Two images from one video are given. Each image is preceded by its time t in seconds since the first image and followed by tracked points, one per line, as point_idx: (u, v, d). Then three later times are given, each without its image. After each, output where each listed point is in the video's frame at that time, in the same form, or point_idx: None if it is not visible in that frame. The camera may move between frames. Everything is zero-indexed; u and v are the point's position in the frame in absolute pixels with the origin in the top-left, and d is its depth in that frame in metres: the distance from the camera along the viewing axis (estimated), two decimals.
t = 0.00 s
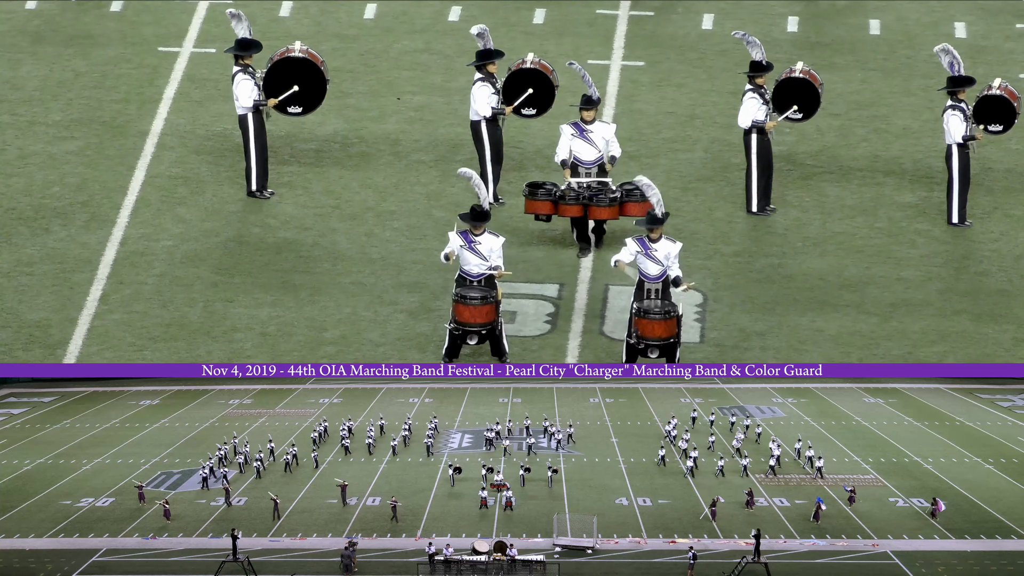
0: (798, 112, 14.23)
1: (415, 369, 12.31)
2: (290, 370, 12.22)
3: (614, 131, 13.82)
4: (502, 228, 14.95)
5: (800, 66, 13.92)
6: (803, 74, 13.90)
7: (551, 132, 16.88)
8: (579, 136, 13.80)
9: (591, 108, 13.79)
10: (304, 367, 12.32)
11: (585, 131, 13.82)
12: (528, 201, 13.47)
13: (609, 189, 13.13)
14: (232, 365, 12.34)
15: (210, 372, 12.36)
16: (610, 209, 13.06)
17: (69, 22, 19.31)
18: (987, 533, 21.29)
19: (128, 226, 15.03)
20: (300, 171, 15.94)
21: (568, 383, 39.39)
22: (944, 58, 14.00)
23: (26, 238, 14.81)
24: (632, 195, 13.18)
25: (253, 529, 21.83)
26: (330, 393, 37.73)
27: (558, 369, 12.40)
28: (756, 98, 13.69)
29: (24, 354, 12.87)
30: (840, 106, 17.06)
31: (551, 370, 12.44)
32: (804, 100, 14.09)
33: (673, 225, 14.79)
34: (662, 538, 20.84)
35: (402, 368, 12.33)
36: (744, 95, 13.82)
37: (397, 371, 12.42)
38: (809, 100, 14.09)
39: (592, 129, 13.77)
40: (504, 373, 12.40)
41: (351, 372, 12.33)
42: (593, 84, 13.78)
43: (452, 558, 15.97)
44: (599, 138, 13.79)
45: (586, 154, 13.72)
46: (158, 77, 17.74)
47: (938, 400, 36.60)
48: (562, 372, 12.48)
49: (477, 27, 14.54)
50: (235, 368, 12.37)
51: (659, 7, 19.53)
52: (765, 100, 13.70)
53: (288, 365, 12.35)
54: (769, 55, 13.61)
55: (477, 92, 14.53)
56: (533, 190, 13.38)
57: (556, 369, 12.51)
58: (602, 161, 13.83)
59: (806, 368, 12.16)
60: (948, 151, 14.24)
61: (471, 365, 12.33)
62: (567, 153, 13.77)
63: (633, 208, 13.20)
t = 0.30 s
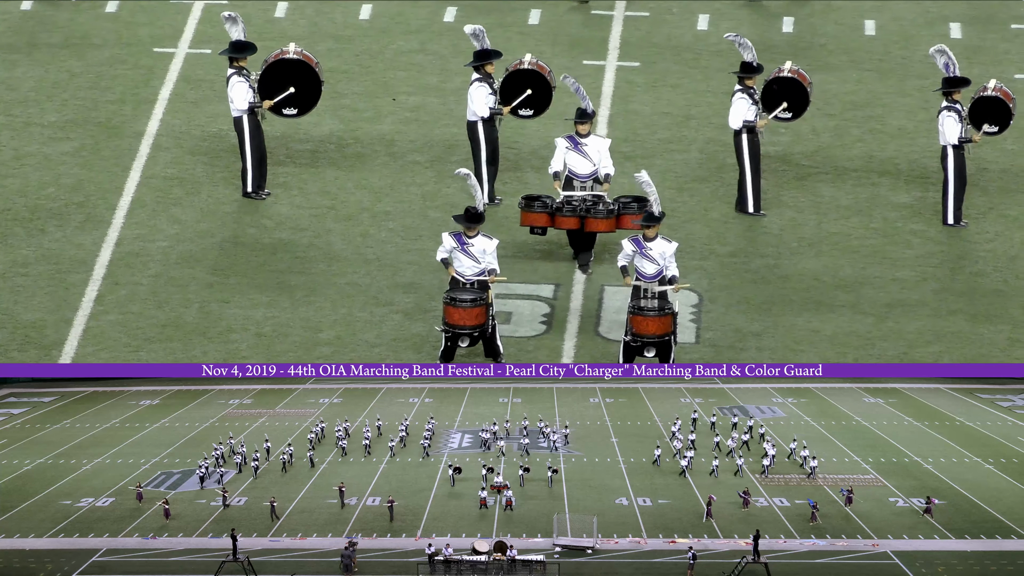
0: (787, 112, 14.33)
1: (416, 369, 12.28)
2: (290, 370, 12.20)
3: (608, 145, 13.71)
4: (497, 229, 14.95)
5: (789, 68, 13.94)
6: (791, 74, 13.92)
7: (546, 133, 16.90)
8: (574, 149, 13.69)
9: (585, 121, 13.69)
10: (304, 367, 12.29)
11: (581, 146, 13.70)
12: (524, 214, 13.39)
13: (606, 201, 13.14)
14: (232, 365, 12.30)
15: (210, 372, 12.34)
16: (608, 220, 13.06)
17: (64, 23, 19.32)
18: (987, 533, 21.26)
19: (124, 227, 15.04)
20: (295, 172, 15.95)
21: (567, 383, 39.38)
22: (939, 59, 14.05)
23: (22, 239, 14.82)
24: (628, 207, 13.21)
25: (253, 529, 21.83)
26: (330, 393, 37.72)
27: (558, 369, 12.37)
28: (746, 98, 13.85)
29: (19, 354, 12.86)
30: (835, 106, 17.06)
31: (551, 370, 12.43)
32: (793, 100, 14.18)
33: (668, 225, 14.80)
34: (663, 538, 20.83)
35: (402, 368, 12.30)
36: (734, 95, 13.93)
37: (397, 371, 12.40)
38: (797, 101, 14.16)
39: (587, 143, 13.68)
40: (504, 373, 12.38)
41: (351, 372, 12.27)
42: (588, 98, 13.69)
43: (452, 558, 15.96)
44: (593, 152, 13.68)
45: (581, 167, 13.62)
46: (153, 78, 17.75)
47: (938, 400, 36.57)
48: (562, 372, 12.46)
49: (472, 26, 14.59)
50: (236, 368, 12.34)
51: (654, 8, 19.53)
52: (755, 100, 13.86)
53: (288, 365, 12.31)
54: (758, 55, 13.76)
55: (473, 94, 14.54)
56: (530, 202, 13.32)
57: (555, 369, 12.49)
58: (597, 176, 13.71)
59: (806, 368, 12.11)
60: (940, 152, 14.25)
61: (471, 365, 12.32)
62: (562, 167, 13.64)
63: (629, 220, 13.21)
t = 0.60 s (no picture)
0: (777, 111, 14.28)
1: (415, 369, 12.26)
2: (290, 370, 12.18)
3: (602, 154, 13.76)
4: (492, 229, 14.95)
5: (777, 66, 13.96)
6: (782, 72, 13.93)
7: (541, 131, 16.86)
8: (568, 159, 13.72)
9: (579, 131, 13.71)
10: (304, 367, 12.27)
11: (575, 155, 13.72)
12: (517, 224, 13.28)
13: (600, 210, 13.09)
14: (232, 365, 12.29)
15: (209, 372, 12.32)
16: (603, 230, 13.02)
17: (59, 23, 19.31)
18: (987, 533, 21.23)
19: (119, 226, 15.04)
20: (290, 172, 15.94)
21: (567, 383, 39.37)
22: (936, 58, 14.07)
23: (19, 238, 14.82)
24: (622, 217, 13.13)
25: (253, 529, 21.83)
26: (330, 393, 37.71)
27: (558, 369, 12.34)
28: (736, 97, 13.83)
29: (14, 355, 12.87)
30: (830, 106, 17.05)
31: (551, 370, 12.39)
32: (782, 99, 14.14)
33: (663, 224, 14.79)
34: (663, 538, 20.82)
35: (402, 368, 12.28)
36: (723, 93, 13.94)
37: (397, 371, 12.37)
38: (787, 100, 14.14)
39: (580, 152, 13.71)
40: (504, 373, 12.35)
41: (350, 372, 12.27)
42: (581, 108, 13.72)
43: (452, 558, 15.94)
44: (587, 161, 13.73)
45: (574, 177, 13.68)
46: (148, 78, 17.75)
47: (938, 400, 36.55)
48: (562, 372, 12.42)
49: (470, 27, 14.62)
50: (236, 369, 12.33)
51: (649, 7, 19.52)
52: (745, 99, 13.84)
53: (288, 365, 12.30)
54: (747, 53, 13.76)
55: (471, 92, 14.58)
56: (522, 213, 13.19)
57: (556, 369, 12.46)
58: (591, 184, 13.79)
59: (805, 367, 12.08)
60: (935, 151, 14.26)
61: (471, 365, 12.29)
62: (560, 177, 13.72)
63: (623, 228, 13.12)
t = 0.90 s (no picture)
0: (766, 111, 14.22)
1: (415, 369, 12.26)
2: (290, 370, 12.17)
3: (587, 165, 13.63)
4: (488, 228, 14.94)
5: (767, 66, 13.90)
6: (771, 72, 13.92)
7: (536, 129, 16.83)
8: (552, 170, 13.58)
9: (564, 142, 13.56)
10: (304, 367, 12.26)
11: (560, 167, 13.58)
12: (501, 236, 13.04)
13: (584, 222, 12.96)
14: (232, 365, 12.29)
15: (210, 373, 12.32)
16: (589, 242, 12.94)
17: (54, 22, 19.30)
18: (987, 533, 21.21)
19: (114, 226, 15.05)
20: (286, 172, 15.94)
21: (566, 384, 39.35)
22: (931, 58, 14.01)
23: (16, 238, 14.83)
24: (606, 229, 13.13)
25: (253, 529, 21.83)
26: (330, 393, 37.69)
27: (558, 369, 12.31)
28: (725, 96, 13.76)
29: (10, 354, 12.87)
30: (826, 105, 17.04)
31: (551, 370, 12.37)
32: (772, 99, 14.10)
33: (658, 224, 14.79)
34: (663, 538, 20.81)
35: (402, 368, 12.28)
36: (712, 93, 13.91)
37: (397, 371, 12.36)
38: (777, 99, 14.11)
39: (565, 163, 13.59)
40: (503, 373, 12.33)
41: (350, 372, 12.27)
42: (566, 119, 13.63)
43: (452, 558, 15.90)
44: (571, 172, 13.61)
45: (560, 188, 13.52)
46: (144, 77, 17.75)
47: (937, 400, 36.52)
48: (562, 372, 12.40)
49: (468, 25, 14.42)
50: (236, 368, 12.32)
51: (645, 6, 19.50)
52: (734, 99, 13.77)
53: (288, 365, 12.30)
54: (737, 52, 13.68)
55: (467, 92, 14.50)
56: (507, 225, 12.94)
57: (556, 369, 12.44)
58: (576, 196, 13.67)
59: (806, 368, 12.10)
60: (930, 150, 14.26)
61: (471, 365, 12.28)
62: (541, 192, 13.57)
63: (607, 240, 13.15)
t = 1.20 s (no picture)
0: (756, 108, 14.22)
1: (415, 369, 12.24)
2: (290, 370, 12.15)
3: (569, 173, 13.53)
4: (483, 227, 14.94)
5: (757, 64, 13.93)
6: (760, 70, 13.90)
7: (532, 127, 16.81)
8: (535, 178, 13.47)
9: (545, 149, 13.48)
10: (304, 367, 12.23)
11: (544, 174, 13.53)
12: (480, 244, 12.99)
13: (564, 229, 12.96)
14: (232, 365, 12.28)
15: (210, 373, 12.28)
16: (567, 248, 12.91)
17: (50, 21, 19.30)
18: (987, 533, 21.20)
19: (110, 225, 15.05)
20: (281, 171, 15.93)
21: (566, 383, 39.33)
22: (926, 56, 14.04)
23: (12, 237, 14.83)
24: (588, 236, 13.00)
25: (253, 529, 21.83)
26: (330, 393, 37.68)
27: (559, 368, 12.18)
28: (714, 95, 13.82)
29: (6, 354, 12.88)
30: (822, 104, 17.03)
31: (551, 370, 12.24)
32: (762, 97, 14.10)
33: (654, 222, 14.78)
34: (663, 538, 20.81)
35: (402, 368, 12.26)
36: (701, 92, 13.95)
37: (397, 371, 12.33)
38: (766, 97, 14.10)
39: (547, 171, 13.50)
40: (503, 373, 12.23)
41: (350, 372, 12.25)
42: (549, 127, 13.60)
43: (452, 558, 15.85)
44: (553, 180, 13.49)
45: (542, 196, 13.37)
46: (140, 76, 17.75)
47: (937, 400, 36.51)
48: (562, 372, 12.27)
49: (465, 23, 14.41)
50: (236, 368, 12.30)
51: (641, 4, 19.49)
52: (724, 97, 13.86)
53: (288, 365, 12.27)
54: (725, 51, 13.70)
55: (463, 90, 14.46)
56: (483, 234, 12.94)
57: (556, 368, 12.30)
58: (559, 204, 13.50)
59: (805, 368, 12.08)
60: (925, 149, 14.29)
61: (471, 365, 12.22)
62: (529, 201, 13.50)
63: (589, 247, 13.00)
